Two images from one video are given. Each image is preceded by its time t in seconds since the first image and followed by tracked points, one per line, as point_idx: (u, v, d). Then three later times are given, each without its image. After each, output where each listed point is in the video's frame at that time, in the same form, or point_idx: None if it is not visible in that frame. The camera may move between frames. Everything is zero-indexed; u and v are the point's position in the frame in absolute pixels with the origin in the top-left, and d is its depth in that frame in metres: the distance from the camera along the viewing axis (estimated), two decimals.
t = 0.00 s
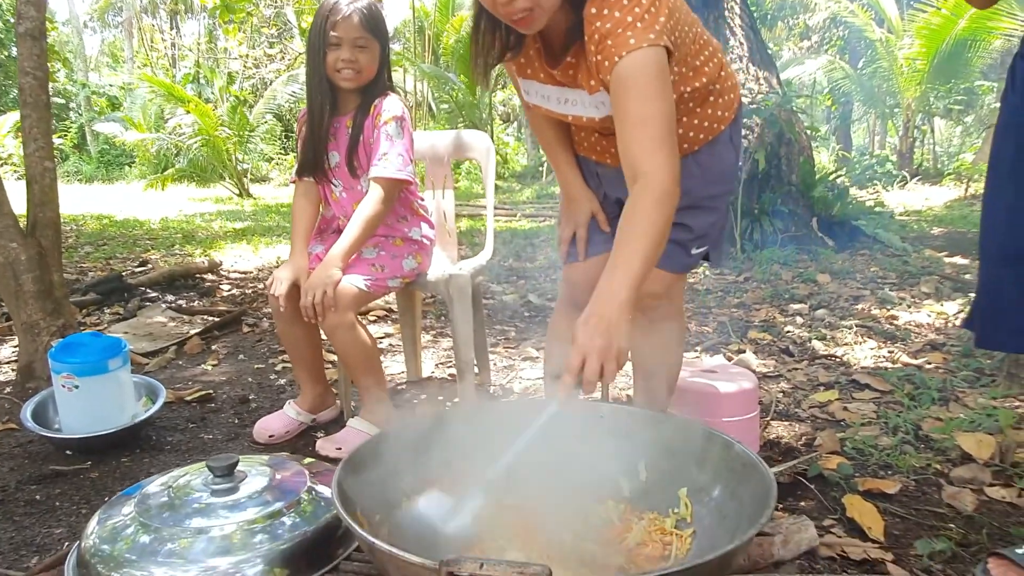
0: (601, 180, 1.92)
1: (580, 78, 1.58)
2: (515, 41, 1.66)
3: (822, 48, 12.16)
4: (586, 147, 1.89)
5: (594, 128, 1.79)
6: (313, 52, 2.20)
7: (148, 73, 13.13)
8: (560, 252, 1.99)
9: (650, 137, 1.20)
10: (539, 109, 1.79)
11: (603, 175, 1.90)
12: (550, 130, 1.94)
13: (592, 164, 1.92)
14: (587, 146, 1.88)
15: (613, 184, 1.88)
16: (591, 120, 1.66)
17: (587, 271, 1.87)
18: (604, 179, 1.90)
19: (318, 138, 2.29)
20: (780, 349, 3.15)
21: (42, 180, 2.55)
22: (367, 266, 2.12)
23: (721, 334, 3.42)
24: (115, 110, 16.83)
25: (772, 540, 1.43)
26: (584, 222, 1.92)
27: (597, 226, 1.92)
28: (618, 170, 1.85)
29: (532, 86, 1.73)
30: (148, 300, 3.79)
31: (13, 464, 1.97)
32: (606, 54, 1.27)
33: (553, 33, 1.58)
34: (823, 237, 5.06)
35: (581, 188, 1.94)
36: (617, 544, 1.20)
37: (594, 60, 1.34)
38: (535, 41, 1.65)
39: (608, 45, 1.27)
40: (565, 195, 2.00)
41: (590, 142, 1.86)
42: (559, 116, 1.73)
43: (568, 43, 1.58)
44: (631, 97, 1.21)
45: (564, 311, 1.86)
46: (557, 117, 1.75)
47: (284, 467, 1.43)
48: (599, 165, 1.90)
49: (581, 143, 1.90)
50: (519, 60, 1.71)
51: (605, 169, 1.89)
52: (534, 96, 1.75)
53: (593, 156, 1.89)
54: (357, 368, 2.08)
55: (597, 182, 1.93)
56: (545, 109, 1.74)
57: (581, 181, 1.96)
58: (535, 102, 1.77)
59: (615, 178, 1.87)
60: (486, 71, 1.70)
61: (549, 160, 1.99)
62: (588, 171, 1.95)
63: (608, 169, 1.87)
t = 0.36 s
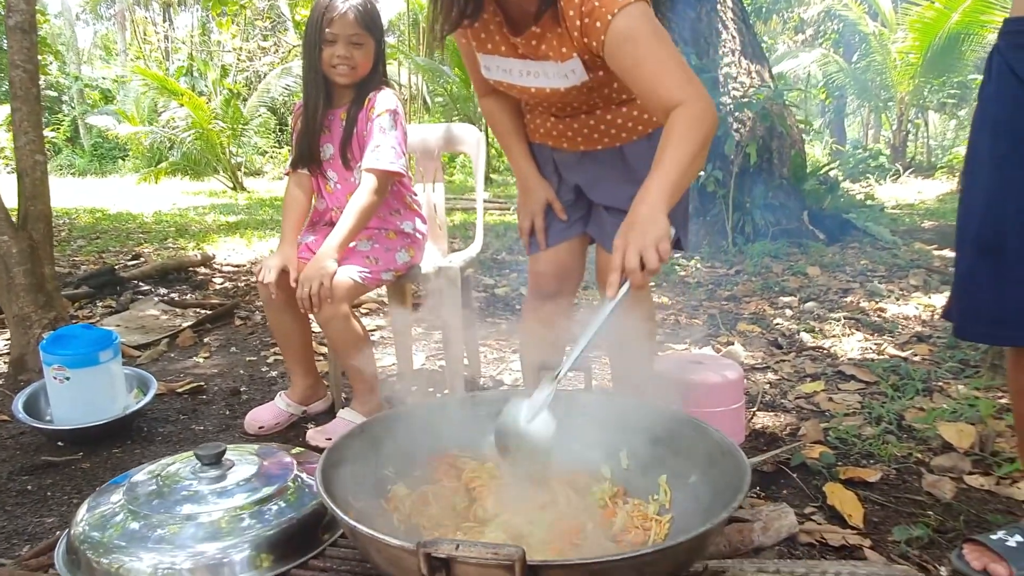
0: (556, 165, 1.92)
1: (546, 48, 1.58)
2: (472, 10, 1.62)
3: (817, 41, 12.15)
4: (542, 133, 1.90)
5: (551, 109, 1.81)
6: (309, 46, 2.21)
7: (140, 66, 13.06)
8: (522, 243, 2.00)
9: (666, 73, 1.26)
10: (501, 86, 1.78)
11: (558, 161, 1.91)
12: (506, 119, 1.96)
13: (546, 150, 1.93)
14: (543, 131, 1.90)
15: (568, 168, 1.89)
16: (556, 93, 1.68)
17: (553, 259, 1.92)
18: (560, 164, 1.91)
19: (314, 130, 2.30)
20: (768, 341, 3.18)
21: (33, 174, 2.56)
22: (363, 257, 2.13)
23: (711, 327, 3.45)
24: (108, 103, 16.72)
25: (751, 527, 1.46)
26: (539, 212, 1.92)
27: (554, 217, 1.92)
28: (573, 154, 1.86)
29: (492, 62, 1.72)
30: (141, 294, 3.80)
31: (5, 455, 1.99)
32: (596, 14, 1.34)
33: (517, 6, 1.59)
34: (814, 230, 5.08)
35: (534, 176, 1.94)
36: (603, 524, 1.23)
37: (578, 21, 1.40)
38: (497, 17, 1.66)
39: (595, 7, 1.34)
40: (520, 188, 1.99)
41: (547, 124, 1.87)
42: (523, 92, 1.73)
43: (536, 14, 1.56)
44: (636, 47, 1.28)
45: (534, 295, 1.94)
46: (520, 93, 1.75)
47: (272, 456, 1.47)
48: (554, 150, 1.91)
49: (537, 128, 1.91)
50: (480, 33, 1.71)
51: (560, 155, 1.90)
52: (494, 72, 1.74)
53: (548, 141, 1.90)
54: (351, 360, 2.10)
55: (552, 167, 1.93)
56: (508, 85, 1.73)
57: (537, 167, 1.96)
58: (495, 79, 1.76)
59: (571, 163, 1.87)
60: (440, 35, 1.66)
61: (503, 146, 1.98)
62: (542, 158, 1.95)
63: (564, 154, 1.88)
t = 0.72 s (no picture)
0: (518, 165, 1.93)
1: (514, 55, 1.63)
2: (443, 14, 1.65)
3: (810, 39, 12.15)
4: (504, 133, 1.91)
5: (513, 111, 1.82)
6: (298, 42, 2.22)
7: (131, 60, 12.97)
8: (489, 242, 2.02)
9: (620, 103, 1.30)
10: (467, 88, 1.81)
11: (520, 161, 1.92)
12: (467, 120, 1.96)
13: (507, 150, 1.94)
14: (505, 132, 1.90)
15: (531, 167, 1.90)
16: (521, 96, 1.70)
17: (521, 252, 1.93)
18: (521, 164, 1.92)
19: (302, 127, 2.31)
20: (756, 337, 3.20)
21: (19, 169, 2.56)
22: (349, 254, 2.14)
23: (699, 323, 3.47)
24: (99, 98, 16.59)
25: (730, 521, 1.49)
26: (503, 208, 1.95)
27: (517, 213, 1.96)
28: (535, 155, 1.87)
29: (458, 63, 1.75)
30: (130, 289, 3.79)
31: None
32: (563, 32, 1.39)
33: (490, 12, 1.63)
34: (803, 227, 5.10)
35: (497, 175, 1.95)
36: (576, 521, 1.23)
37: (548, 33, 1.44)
38: (465, 20, 1.68)
39: (565, 26, 1.38)
40: (481, 183, 2.00)
41: (508, 126, 1.88)
42: (488, 93, 1.75)
43: (508, 22, 1.60)
44: (593, 75, 1.32)
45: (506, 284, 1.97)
46: (485, 95, 1.78)
47: (255, 451, 1.48)
48: (515, 151, 1.92)
49: (499, 129, 1.92)
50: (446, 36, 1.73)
51: (522, 155, 1.91)
52: (460, 74, 1.76)
53: (510, 141, 1.91)
54: (338, 356, 2.11)
55: (515, 167, 1.94)
56: (474, 86, 1.76)
57: (500, 166, 1.97)
58: (461, 80, 1.79)
59: (534, 163, 1.88)
60: (411, 35, 1.71)
61: (464, 147, 1.98)
62: (503, 158, 1.96)
63: (526, 154, 1.89)
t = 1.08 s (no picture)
0: (498, 163, 1.93)
1: (493, 57, 1.63)
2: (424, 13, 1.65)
3: (800, 38, 12.20)
4: (485, 132, 1.91)
5: (493, 110, 1.81)
6: (286, 40, 2.21)
7: (120, 56, 12.86)
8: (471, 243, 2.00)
9: (590, 113, 1.28)
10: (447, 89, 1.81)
11: (501, 160, 1.92)
12: (447, 120, 1.97)
13: (488, 148, 1.94)
14: (485, 130, 1.90)
15: (511, 165, 1.90)
16: (501, 98, 1.71)
17: (502, 254, 1.92)
18: (502, 162, 1.92)
19: (290, 124, 2.30)
20: (744, 335, 3.21)
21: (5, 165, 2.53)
22: (337, 251, 2.13)
23: (688, 321, 3.48)
24: (87, 94, 16.44)
25: (717, 517, 1.49)
26: (485, 209, 1.93)
27: (498, 215, 1.95)
28: (516, 154, 1.87)
29: (438, 65, 1.76)
30: (117, 286, 3.77)
31: None
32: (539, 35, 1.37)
33: (469, 15, 1.61)
34: (792, 225, 5.12)
35: (477, 173, 1.95)
36: (559, 522, 1.23)
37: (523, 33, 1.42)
38: (445, 21, 1.68)
39: (542, 29, 1.36)
40: (463, 181, 2.00)
41: (488, 125, 1.87)
42: (468, 94, 1.76)
43: (487, 24, 1.59)
44: (566, 78, 1.30)
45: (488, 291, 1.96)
46: (465, 95, 1.78)
47: (242, 449, 1.48)
48: (496, 149, 1.92)
49: (479, 127, 1.92)
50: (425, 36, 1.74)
51: (502, 153, 1.91)
52: (441, 77, 1.78)
53: (491, 140, 1.91)
54: (326, 352, 2.10)
55: (495, 165, 1.94)
56: (454, 88, 1.77)
57: (481, 164, 1.96)
58: (441, 82, 1.80)
59: (514, 163, 1.89)
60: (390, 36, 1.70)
61: (447, 145, 1.98)
62: (484, 156, 1.96)
63: (506, 153, 1.89)
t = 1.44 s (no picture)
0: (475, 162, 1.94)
1: (468, 63, 1.64)
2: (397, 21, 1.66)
3: (787, 37, 12.23)
4: (462, 131, 1.91)
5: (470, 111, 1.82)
6: (269, 36, 2.20)
7: (105, 49, 12.72)
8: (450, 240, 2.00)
9: (575, 117, 1.28)
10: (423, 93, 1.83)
11: (479, 159, 1.92)
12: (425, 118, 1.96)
13: (466, 147, 1.95)
14: (463, 129, 1.90)
15: (489, 165, 1.90)
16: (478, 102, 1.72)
17: (482, 251, 1.92)
18: (479, 161, 1.92)
19: (274, 120, 2.29)
20: (728, 333, 3.23)
21: None
22: (320, 248, 2.12)
23: (674, 319, 3.49)
24: (72, 87, 16.24)
25: (696, 515, 1.50)
26: (463, 208, 1.94)
27: (476, 213, 1.95)
28: (493, 154, 1.87)
29: (414, 69, 1.78)
30: (100, 282, 3.73)
31: None
32: (516, 43, 1.38)
33: (443, 22, 1.63)
34: (778, 224, 5.14)
35: (456, 172, 1.95)
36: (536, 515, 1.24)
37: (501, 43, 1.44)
38: (420, 27, 1.69)
39: (518, 37, 1.37)
40: (442, 181, 2.00)
41: (466, 124, 1.88)
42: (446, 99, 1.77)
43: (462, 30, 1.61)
44: (551, 83, 1.30)
45: (467, 290, 1.95)
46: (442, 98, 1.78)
47: (220, 446, 1.47)
48: (474, 149, 1.92)
49: (457, 126, 1.92)
50: (402, 41, 1.75)
51: (479, 153, 1.91)
52: (417, 80, 1.79)
53: (468, 139, 1.91)
54: (309, 349, 2.09)
55: (473, 165, 1.95)
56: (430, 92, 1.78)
57: (458, 164, 1.97)
58: (417, 86, 1.81)
59: (492, 162, 1.89)
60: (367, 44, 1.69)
61: (425, 145, 1.98)
62: (463, 155, 1.96)
63: (484, 152, 1.90)
